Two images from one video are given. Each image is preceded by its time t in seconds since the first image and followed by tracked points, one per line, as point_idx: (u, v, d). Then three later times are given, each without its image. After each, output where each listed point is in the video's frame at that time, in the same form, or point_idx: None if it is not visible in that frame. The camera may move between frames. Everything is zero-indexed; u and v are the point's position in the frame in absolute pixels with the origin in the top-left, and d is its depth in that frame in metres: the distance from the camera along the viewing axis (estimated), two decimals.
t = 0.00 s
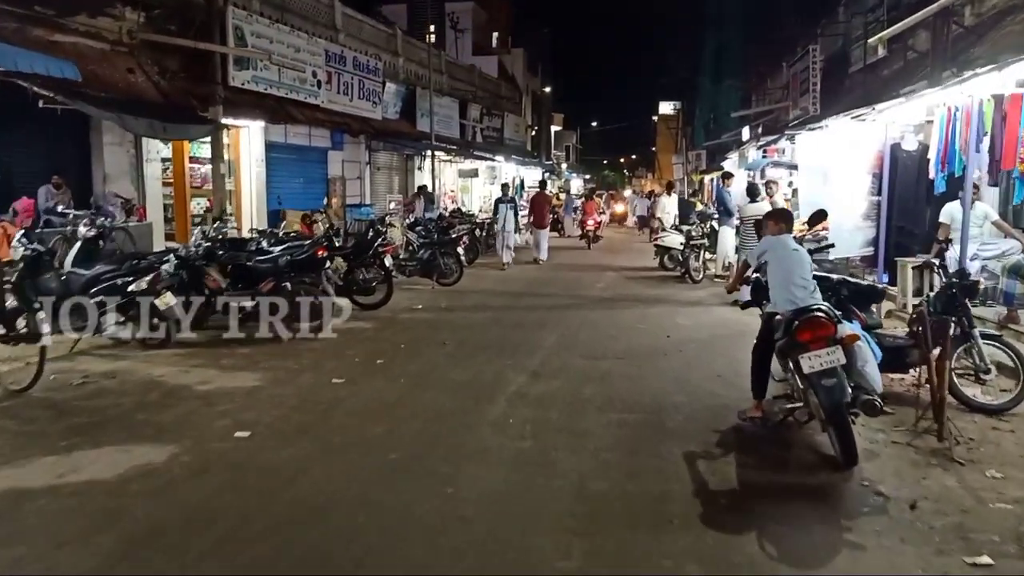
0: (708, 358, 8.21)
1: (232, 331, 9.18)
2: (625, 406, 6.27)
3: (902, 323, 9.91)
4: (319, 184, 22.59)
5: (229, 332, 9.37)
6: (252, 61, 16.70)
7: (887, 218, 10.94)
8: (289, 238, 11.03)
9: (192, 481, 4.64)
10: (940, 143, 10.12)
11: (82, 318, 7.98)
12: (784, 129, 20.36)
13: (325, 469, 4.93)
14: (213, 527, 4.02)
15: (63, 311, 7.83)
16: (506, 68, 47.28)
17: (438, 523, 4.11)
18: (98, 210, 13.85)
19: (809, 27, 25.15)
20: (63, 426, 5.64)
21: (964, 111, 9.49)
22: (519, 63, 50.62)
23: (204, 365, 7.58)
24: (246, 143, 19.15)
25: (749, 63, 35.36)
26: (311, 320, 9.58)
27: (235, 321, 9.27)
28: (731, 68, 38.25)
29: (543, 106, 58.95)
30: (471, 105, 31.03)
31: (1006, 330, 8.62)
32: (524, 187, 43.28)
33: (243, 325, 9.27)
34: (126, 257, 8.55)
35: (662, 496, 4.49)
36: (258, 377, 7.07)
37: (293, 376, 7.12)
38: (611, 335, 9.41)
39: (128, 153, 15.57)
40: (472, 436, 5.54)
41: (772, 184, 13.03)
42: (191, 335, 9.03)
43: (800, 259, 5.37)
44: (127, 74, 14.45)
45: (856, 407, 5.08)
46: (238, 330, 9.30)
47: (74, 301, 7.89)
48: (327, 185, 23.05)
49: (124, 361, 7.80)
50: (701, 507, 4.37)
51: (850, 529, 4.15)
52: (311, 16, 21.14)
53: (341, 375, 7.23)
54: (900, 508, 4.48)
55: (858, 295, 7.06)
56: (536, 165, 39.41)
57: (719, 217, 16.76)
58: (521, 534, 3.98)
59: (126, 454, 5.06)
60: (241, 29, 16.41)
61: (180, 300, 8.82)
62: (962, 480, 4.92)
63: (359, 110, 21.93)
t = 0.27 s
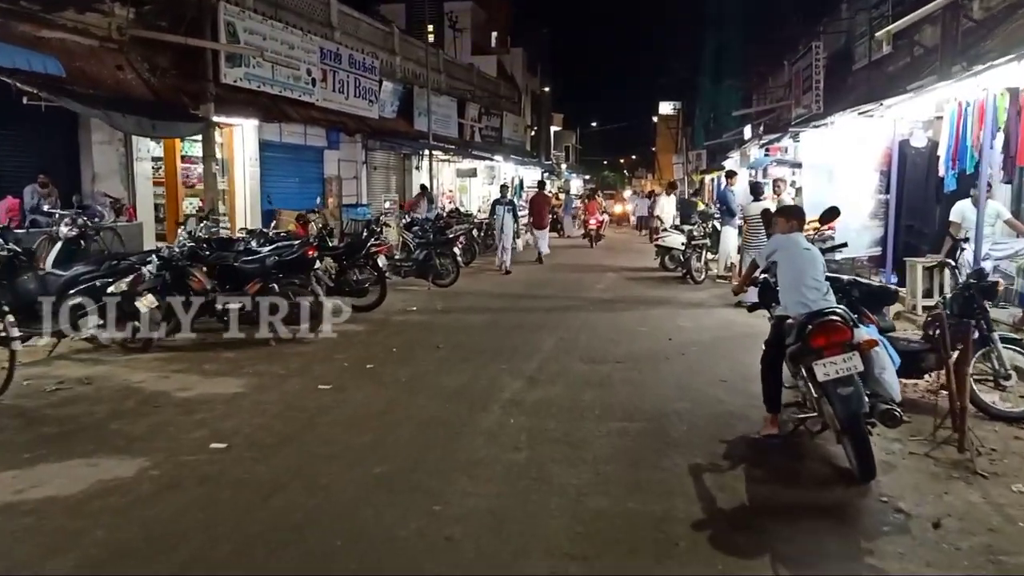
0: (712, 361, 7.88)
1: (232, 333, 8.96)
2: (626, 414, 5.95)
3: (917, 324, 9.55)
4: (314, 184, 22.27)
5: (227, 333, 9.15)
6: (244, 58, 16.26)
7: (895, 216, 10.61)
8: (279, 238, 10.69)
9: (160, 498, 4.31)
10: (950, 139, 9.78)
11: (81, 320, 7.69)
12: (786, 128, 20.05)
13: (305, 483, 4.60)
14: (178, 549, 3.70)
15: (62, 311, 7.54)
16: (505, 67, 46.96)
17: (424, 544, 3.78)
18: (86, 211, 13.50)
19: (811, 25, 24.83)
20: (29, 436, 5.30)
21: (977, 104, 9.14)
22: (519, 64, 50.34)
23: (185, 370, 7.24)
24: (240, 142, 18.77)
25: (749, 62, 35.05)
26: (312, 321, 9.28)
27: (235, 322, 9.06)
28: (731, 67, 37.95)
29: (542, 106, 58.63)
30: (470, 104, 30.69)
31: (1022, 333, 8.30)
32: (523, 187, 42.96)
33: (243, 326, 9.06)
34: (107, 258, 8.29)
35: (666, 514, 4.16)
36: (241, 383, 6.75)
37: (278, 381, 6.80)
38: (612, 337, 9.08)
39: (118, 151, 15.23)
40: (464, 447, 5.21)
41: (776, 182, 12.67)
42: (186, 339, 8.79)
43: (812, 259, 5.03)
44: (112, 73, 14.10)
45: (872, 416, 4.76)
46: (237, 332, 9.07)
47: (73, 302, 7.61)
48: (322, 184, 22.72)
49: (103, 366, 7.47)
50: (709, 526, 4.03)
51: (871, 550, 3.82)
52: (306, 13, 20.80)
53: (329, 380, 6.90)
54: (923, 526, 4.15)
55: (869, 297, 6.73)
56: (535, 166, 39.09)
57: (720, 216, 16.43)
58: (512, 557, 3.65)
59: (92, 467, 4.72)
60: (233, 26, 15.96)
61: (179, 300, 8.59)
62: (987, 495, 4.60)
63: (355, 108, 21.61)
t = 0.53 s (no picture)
0: (719, 370, 7.54)
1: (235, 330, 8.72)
2: (628, 429, 5.61)
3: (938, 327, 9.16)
4: (312, 183, 21.91)
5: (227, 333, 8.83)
6: (238, 55, 15.91)
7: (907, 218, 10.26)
8: (270, 238, 10.35)
9: (125, 529, 3.99)
10: (965, 137, 9.41)
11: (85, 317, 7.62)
12: (791, 125, 19.68)
13: (281, 509, 4.27)
14: None
15: (64, 311, 7.52)
16: (506, 65, 46.58)
17: None
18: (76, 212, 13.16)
19: (815, 21, 24.45)
20: None
21: (995, 101, 8.77)
22: (520, 62, 49.97)
23: (166, 379, 6.93)
24: (235, 140, 18.42)
25: (752, 60, 34.69)
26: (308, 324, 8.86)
27: (236, 321, 8.74)
28: (733, 65, 37.57)
29: (544, 104, 58.26)
30: (470, 102, 30.32)
31: None
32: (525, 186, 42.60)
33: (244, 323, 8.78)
34: (90, 261, 8.04)
35: (671, 546, 3.84)
36: (223, 394, 6.42)
37: (262, 393, 6.47)
38: (613, 344, 8.73)
39: (109, 150, 14.90)
40: (455, 467, 4.88)
41: (783, 181, 12.30)
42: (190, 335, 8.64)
43: (830, 267, 4.68)
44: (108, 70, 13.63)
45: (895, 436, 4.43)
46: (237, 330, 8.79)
47: (75, 301, 7.54)
48: (321, 183, 22.37)
49: (81, 374, 7.16)
50: (719, 561, 3.70)
51: None
52: (303, 10, 20.45)
53: (316, 391, 6.57)
54: (953, 559, 3.81)
55: (886, 303, 6.35)
56: (536, 164, 38.75)
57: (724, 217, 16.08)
58: None
59: (52, 492, 4.41)
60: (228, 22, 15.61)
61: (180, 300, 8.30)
62: (1020, 522, 4.25)
63: (353, 106, 21.26)
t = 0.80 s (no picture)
0: (724, 376, 7.23)
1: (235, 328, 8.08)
2: (628, 441, 5.31)
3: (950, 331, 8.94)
4: (307, 183, 21.54)
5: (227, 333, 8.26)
6: (230, 52, 15.59)
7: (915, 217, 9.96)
8: (259, 240, 10.03)
9: (85, 554, 3.68)
10: (975, 135, 9.11)
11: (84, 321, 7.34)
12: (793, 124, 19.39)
13: (256, 531, 3.96)
14: None
15: (64, 311, 7.24)
16: (504, 65, 46.26)
17: None
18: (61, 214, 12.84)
19: (816, 19, 24.16)
20: None
21: (1006, 98, 8.46)
22: (518, 62, 49.66)
23: (145, 387, 6.63)
24: (228, 140, 18.08)
25: (751, 59, 34.41)
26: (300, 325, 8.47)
27: (236, 319, 8.10)
28: (733, 64, 37.28)
29: (542, 104, 57.97)
30: (467, 102, 30.01)
31: None
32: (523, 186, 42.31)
33: (244, 322, 8.13)
34: (68, 263, 7.72)
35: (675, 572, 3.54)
36: (202, 404, 6.11)
37: (244, 403, 6.16)
38: (612, 348, 8.43)
39: (98, 151, 14.59)
40: (444, 483, 4.58)
41: (787, 181, 12.02)
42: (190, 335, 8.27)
43: (842, 270, 4.35)
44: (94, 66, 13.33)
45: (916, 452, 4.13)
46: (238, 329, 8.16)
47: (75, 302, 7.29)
48: (316, 184, 22.03)
49: (57, 382, 6.86)
50: None
51: None
52: (297, 7, 20.13)
53: (300, 400, 6.25)
54: None
55: (898, 307, 6.04)
56: (534, 165, 38.47)
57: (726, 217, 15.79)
58: None
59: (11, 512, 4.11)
60: (219, 19, 15.29)
61: (179, 301, 7.99)
62: None
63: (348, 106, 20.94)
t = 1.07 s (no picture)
0: (732, 386, 6.86)
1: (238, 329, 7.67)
2: (631, 460, 4.94)
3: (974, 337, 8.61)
4: (303, 183, 21.02)
5: (227, 334, 7.75)
6: (221, 48, 15.22)
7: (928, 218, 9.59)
8: (247, 241, 9.66)
9: None
10: (991, 132, 8.74)
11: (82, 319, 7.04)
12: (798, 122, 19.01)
13: (223, 565, 3.61)
14: None
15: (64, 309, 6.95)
16: (505, 63, 45.86)
17: None
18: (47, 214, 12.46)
19: (821, 15, 23.77)
20: None
21: None
22: (519, 60, 49.25)
23: (120, 398, 6.27)
24: (221, 139, 17.56)
25: (754, 56, 34.03)
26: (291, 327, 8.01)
27: (236, 319, 7.64)
28: (735, 61, 36.89)
29: (543, 103, 57.56)
30: (466, 99, 29.63)
31: None
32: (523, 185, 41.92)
33: (243, 323, 7.67)
34: (42, 266, 7.39)
35: None
36: (179, 417, 5.76)
37: (223, 416, 5.80)
38: (613, 355, 8.06)
39: (87, 149, 14.22)
40: (431, 509, 4.22)
41: (790, 181, 11.63)
42: (191, 335, 7.76)
43: (866, 278, 4.02)
44: (82, 62, 12.94)
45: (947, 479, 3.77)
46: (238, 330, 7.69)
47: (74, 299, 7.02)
48: (313, 182, 21.55)
49: (28, 393, 6.51)
50: None
51: None
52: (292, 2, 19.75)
53: (283, 413, 5.89)
54: None
55: (918, 314, 5.67)
56: (535, 164, 38.10)
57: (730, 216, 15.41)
58: None
59: None
60: (210, 14, 14.91)
61: (180, 302, 7.65)
62: None
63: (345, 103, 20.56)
